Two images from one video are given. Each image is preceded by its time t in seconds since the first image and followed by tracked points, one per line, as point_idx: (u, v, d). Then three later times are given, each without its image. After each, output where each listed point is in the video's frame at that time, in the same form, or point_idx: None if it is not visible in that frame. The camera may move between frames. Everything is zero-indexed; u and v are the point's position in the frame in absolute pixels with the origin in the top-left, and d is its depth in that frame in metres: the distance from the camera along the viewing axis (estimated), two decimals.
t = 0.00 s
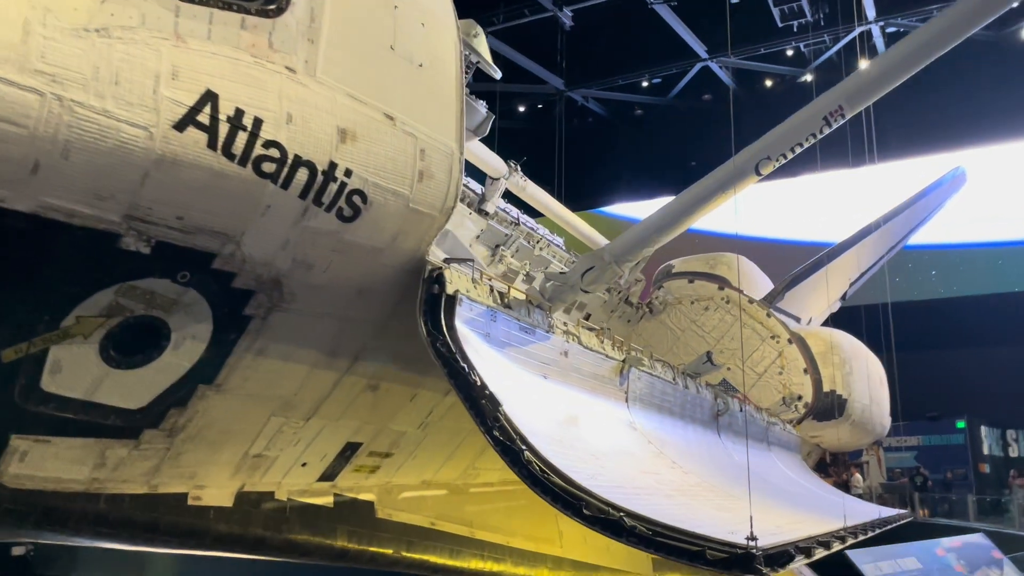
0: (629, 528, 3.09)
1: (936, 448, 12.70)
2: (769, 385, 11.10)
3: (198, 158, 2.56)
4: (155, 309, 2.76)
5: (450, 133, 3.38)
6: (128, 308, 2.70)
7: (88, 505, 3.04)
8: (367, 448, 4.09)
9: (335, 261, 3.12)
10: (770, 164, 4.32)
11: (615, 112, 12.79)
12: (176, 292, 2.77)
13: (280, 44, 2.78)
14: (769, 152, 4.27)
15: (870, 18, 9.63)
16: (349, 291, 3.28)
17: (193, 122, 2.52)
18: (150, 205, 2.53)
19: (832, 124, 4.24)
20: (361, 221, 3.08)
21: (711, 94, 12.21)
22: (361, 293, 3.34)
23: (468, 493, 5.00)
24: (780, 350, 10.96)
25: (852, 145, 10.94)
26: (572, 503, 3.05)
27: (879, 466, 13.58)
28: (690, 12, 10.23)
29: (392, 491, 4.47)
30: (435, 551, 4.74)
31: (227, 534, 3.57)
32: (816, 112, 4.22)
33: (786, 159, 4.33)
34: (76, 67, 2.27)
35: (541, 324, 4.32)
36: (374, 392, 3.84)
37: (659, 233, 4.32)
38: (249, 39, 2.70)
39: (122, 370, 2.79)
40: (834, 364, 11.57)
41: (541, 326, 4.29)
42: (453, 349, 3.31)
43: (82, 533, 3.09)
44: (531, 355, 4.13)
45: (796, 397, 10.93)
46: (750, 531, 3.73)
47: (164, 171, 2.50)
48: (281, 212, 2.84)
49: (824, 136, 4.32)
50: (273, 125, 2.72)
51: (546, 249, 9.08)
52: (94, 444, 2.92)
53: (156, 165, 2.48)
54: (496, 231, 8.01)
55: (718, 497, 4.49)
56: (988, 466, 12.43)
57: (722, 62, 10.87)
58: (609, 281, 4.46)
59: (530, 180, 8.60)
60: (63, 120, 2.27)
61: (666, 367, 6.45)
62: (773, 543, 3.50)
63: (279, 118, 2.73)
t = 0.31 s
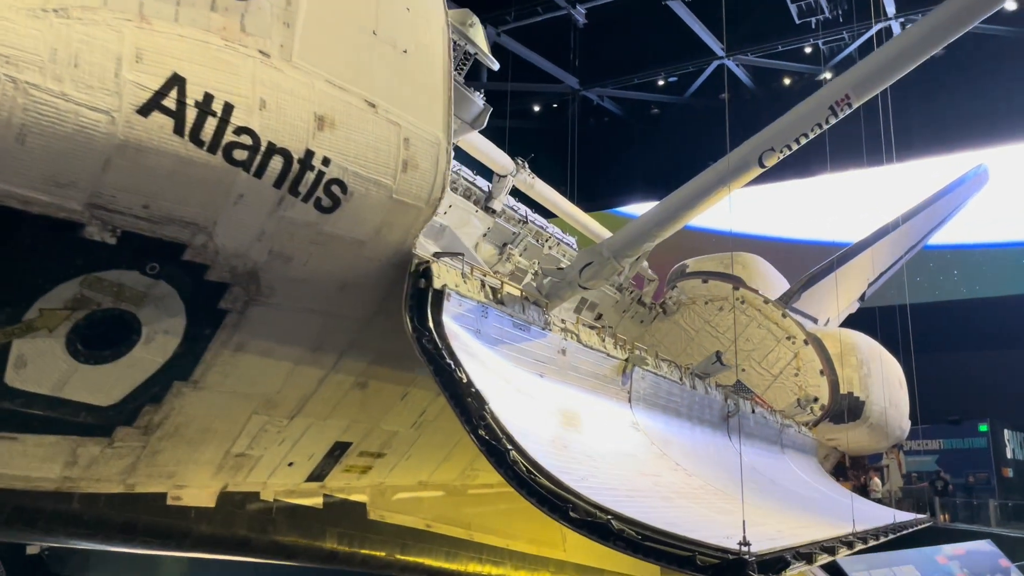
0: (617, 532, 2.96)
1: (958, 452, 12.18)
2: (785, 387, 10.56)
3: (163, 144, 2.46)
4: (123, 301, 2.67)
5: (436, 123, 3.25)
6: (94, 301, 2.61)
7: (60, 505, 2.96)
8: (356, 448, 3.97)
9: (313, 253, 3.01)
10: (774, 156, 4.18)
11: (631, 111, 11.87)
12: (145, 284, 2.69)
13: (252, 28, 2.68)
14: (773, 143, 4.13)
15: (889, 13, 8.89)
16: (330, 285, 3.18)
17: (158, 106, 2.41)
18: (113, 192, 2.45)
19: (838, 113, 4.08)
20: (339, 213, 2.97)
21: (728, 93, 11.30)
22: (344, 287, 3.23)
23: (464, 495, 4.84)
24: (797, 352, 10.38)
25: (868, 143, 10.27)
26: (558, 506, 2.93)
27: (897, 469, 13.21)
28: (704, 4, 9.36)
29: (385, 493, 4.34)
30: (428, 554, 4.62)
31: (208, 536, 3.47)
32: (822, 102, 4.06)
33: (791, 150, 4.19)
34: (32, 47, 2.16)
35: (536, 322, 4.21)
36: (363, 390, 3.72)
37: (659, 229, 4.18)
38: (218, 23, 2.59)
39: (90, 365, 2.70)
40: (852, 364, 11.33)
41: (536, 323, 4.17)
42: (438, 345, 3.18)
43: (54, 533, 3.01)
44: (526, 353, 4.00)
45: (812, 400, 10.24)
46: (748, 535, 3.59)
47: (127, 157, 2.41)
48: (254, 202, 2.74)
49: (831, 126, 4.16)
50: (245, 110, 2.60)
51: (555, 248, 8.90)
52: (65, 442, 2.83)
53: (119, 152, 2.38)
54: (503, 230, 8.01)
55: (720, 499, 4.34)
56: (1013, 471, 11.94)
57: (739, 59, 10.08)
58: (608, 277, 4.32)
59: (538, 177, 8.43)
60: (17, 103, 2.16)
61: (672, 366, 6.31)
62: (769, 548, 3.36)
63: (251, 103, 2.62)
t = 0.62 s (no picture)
0: (609, 540, 2.84)
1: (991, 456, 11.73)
2: (807, 391, 10.04)
3: (136, 137, 2.38)
4: (98, 299, 2.61)
5: (426, 117, 3.15)
6: (68, 300, 2.55)
7: (41, 510, 2.90)
8: (353, 451, 3.87)
9: (298, 251, 2.93)
10: (782, 150, 4.04)
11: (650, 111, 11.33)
12: (121, 283, 2.62)
13: (230, 18, 2.60)
14: (780, 138, 4.00)
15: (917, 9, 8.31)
16: (319, 283, 3.10)
17: (129, 98, 2.33)
18: (84, 187, 2.37)
19: (849, 105, 3.93)
20: (324, 210, 2.89)
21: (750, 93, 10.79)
22: (332, 285, 3.14)
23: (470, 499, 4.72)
24: (818, 354, 9.92)
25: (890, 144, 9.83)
26: (549, 513, 2.81)
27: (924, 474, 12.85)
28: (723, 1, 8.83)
29: (384, 498, 4.25)
30: (431, 560, 4.53)
31: (199, 542, 3.40)
32: (831, 94, 3.91)
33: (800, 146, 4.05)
34: None
35: (538, 322, 4.11)
36: (357, 392, 3.62)
37: (664, 226, 4.09)
38: (193, 14, 2.52)
39: (67, 366, 2.63)
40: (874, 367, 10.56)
41: (538, 324, 4.07)
42: (430, 347, 3.07)
43: (36, 540, 2.95)
44: (526, 354, 3.89)
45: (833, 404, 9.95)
46: (752, 545, 3.45)
47: (98, 151, 2.33)
48: (234, 198, 2.66)
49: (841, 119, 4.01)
50: (221, 104, 2.52)
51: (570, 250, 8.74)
52: (44, 445, 2.77)
53: (89, 145, 2.31)
54: (515, 231, 7.91)
55: (728, 505, 4.19)
56: None
57: (760, 59, 9.66)
58: (613, 277, 4.22)
59: (551, 178, 8.27)
60: None
61: (685, 369, 6.17)
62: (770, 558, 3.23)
63: (229, 96, 2.54)
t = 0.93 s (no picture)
0: (613, 548, 2.73)
1: None
2: (843, 396, 9.54)
3: (120, 129, 2.31)
4: (87, 297, 2.56)
5: (428, 109, 3.05)
6: (55, 298, 2.50)
7: (36, 512, 2.86)
8: (360, 455, 3.79)
9: (294, 248, 2.86)
10: (804, 143, 3.87)
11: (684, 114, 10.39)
12: (110, 280, 2.57)
13: (220, 8, 2.54)
14: (802, 129, 3.82)
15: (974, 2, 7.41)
16: (318, 281, 3.02)
17: (112, 90, 2.26)
18: (67, 181, 2.32)
19: (873, 95, 3.75)
20: (320, 206, 2.81)
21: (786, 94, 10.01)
22: (331, 284, 3.06)
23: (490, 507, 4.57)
24: (856, 359, 9.38)
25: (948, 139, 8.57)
26: (550, 519, 2.70)
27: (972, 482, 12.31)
28: None
29: (396, 503, 4.16)
30: (445, 567, 4.45)
31: (201, 546, 3.35)
32: (854, 83, 3.74)
33: (822, 137, 3.88)
34: None
35: (550, 322, 3.99)
36: (363, 395, 3.53)
37: (681, 222, 3.97)
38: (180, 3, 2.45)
39: (57, 366, 2.58)
40: (914, 373, 9.74)
41: (550, 324, 3.96)
42: (432, 345, 2.98)
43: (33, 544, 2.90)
44: (537, 355, 3.79)
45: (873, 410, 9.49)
46: (769, 555, 3.31)
47: (80, 144, 2.27)
48: (224, 192, 2.59)
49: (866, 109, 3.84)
50: (209, 95, 2.45)
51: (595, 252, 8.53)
52: (37, 447, 2.73)
53: (70, 138, 2.25)
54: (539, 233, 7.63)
55: (748, 512, 4.04)
56: None
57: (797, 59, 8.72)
58: (629, 275, 4.13)
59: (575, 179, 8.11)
60: None
61: (710, 372, 6.01)
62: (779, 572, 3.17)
63: (218, 87, 2.47)
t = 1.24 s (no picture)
0: (615, 564, 2.54)
1: None
2: (883, 405, 9.07)
3: (98, 131, 2.24)
4: (70, 305, 2.51)
5: (426, 107, 2.94)
6: (39, 306, 2.46)
7: (31, 526, 2.80)
8: (368, 467, 3.69)
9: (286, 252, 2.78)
10: (825, 138, 3.70)
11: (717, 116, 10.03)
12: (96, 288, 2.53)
13: (205, 6, 2.45)
14: (823, 124, 3.66)
15: None
16: (315, 287, 2.94)
17: (89, 91, 2.18)
18: (46, 187, 2.26)
19: (897, 86, 3.57)
20: (312, 209, 2.72)
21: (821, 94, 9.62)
22: (328, 289, 2.98)
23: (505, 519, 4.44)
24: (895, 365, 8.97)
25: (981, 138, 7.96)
26: (552, 533, 2.55)
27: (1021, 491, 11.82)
28: None
29: (407, 514, 4.06)
30: None
31: (204, 560, 3.29)
32: (877, 75, 3.57)
33: (843, 132, 3.72)
34: None
35: (561, 328, 3.86)
36: (368, 404, 3.43)
37: (698, 223, 3.82)
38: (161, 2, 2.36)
39: (43, 376, 2.54)
40: (957, 379, 9.18)
41: (561, 330, 3.84)
42: (431, 351, 2.87)
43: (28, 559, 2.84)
44: (547, 362, 3.67)
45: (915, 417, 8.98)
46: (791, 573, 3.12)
47: (57, 146, 2.20)
48: (211, 195, 2.52)
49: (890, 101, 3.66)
50: (193, 96, 2.36)
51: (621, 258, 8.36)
52: (28, 459, 2.68)
53: (47, 141, 2.18)
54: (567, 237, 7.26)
55: (772, 526, 3.85)
56: None
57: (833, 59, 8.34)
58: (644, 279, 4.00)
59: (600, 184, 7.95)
60: None
61: (737, 379, 5.84)
62: None
63: (201, 87, 2.37)
